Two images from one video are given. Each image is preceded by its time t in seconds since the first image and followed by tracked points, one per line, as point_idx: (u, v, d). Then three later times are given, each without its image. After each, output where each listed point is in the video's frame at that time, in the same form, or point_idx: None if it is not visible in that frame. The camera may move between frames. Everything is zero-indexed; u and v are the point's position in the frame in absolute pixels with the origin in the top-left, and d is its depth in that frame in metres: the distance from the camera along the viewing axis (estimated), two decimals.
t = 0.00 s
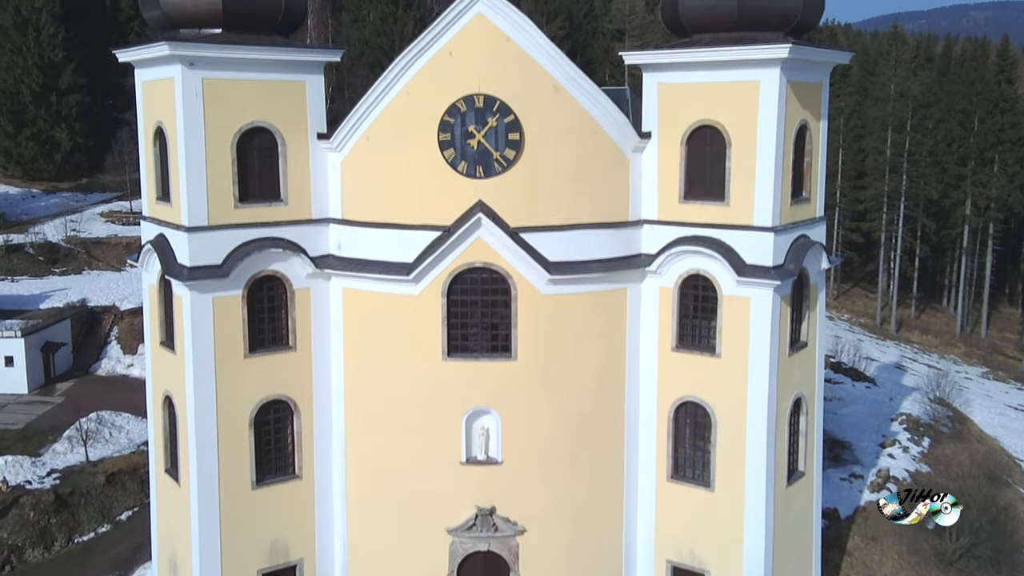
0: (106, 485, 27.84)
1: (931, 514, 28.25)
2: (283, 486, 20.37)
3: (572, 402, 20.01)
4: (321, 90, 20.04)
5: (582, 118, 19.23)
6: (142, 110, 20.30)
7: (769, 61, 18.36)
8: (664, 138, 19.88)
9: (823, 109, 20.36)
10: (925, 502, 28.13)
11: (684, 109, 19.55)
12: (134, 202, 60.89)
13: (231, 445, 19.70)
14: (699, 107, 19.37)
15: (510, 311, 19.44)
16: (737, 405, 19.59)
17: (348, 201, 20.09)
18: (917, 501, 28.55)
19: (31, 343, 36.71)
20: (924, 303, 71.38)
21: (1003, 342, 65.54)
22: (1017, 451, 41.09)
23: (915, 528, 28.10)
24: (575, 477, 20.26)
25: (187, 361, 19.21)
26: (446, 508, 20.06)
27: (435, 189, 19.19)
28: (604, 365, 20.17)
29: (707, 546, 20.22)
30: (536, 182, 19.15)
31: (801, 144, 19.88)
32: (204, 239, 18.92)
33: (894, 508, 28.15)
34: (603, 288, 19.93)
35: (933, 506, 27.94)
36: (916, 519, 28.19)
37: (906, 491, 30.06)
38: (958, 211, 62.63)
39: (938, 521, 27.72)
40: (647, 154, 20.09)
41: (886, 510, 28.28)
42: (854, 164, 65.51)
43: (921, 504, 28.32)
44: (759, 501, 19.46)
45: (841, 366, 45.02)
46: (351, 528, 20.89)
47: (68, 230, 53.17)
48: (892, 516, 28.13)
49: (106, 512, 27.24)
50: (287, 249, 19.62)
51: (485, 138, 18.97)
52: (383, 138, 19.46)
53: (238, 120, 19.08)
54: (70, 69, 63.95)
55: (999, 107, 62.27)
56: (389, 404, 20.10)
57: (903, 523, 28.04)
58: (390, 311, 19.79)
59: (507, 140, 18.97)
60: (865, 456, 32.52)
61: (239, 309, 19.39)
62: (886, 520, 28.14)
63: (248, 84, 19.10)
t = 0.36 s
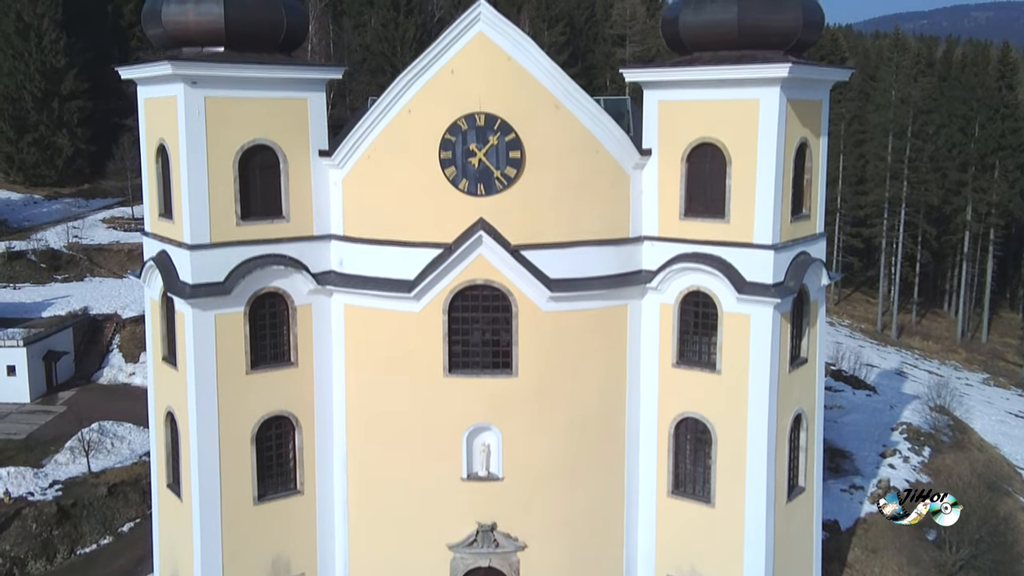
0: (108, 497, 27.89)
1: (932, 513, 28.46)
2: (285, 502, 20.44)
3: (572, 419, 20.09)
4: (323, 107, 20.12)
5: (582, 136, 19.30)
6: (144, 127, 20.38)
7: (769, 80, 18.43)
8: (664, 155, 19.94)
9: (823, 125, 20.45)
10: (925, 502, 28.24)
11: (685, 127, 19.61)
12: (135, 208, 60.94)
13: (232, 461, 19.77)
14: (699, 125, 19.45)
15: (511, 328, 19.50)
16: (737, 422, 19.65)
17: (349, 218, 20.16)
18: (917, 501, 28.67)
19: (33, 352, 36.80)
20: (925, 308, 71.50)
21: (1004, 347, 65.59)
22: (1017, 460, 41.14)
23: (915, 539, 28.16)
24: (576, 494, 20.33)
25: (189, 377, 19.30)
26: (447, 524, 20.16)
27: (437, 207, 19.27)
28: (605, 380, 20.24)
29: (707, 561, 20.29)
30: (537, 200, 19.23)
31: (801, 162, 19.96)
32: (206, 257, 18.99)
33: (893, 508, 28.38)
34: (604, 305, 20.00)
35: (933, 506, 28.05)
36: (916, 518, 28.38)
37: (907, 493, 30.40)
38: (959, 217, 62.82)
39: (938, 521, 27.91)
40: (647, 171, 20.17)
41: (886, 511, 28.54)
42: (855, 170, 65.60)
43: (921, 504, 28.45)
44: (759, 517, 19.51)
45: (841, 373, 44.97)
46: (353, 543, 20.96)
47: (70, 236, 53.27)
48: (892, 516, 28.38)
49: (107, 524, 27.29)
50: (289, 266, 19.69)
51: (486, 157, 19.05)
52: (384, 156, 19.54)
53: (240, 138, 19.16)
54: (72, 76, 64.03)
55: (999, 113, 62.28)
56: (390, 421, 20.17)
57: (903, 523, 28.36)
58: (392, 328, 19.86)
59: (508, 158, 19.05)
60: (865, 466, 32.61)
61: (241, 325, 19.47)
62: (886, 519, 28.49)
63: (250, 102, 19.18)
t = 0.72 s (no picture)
0: (110, 508, 27.95)
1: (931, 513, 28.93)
2: (287, 517, 20.51)
3: (573, 435, 20.15)
4: (324, 124, 20.20)
5: (583, 154, 19.37)
6: (146, 144, 20.47)
7: (769, 99, 18.51)
8: (664, 173, 20.01)
9: (823, 142, 20.52)
10: (926, 502, 28.17)
11: (685, 144, 19.68)
12: (137, 213, 61.01)
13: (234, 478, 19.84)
14: (699, 144, 19.51)
15: (513, 344, 19.57)
16: (737, 438, 19.71)
17: (351, 234, 20.23)
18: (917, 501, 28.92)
19: (35, 361, 36.89)
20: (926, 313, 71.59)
21: (1005, 353, 65.65)
22: (1017, 468, 41.19)
23: (915, 551, 28.22)
24: (578, 510, 20.40)
25: (190, 393, 19.37)
26: (448, 540, 20.25)
27: (437, 225, 19.34)
28: (606, 397, 20.30)
29: None
30: (538, 218, 19.29)
31: (801, 179, 20.03)
32: (208, 275, 19.06)
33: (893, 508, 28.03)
34: (604, 321, 20.06)
35: (934, 506, 28.12)
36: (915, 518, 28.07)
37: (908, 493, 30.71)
38: (960, 223, 62.72)
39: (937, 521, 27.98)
40: (648, 188, 20.23)
41: (887, 510, 28.02)
42: (856, 175, 65.59)
43: (921, 504, 28.44)
44: (760, 533, 19.56)
45: (842, 381, 44.92)
46: (354, 558, 21.02)
47: (72, 243, 53.35)
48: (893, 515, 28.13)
49: (109, 535, 27.30)
50: (291, 283, 19.76)
51: (487, 175, 19.13)
52: (386, 174, 19.61)
53: (242, 156, 19.24)
54: (74, 82, 64.23)
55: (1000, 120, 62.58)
56: (391, 438, 20.25)
57: (903, 522, 28.06)
58: (393, 345, 19.93)
59: (509, 177, 19.13)
60: (866, 477, 32.71)
61: (243, 343, 19.56)
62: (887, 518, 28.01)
63: (252, 120, 19.26)
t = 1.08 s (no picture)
0: (111, 520, 27.99)
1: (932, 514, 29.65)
2: (288, 533, 20.57)
3: (573, 452, 20.20)
4: (326, 142, 20.27)
5: (583, 173, 19.44)
6: (148, 162, 20.54)
7: (769, 119, 18.57)
8: (665, 190, 20.06)
9: (822, 159, 20.57)
10: (926, 502, 28.84)
11: (685, 162, 19.74)
12: (139, 219, 61.07)
13: (235, 495, 19.89)
14: (699, 162, 19.57)
15: (513, 362, 19.62)
16: (737, 455, 19.76)
17: (352, 252, 20.30)
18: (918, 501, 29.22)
19: (37, 371, 36.95)
20: (927, 318, 71.70)
21: (1005, 359, 65.66)
22: (1017, 476, 41.23)
23: (915, 563, 28.28)
24: (578, 527, 20.46)
25: (192, 410, 19.45)
26: (449, 557, 20.30)
27: (438, 243, 19.40)
28: (606, 414, 20.34)
29: None
30: (538, 236, 19.36)
31: (801, 197, 20.08)
32: (209, 293, 19.13)
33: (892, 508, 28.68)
34: (605, 339, 20.12)
35: (933, 507, 28.71)
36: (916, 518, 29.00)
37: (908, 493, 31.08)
38: (960, 229, 62.82)
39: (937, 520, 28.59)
40: (648, 206, 20.30)
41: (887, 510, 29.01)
42: (857, 181, 65.70)
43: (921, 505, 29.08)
44: (759, 550, 19.61)
45: (842, 390, 44.91)
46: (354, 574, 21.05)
47: (74, 250, 53.45)
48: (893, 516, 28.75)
49: (111, 548, 27.26)
50: (292, 301, 19.83)
51: (487, 194, 19.21)
52: (386, 192, 19.68)
53: (243, 175, 19.31)
54: (76, 88, 64.36)
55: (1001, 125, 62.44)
56: (392, 455, 20.31)
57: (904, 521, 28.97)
58: (394, 363, 19.98)
59: (509, 195, 19.20)
60: (865, 487, 32.75)
61: (244, 360, 19.62)
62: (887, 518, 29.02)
63: (253, 138, 19.33)
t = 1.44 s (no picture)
0: (112, 533, 27.89)
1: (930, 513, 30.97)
2: (289, 550, 20.62)
3: (573, 469, 20.23)
4: (327, 161, 20.33)
5: (583, 193, 19.49)
6: (149, 180, 20.59)
7: (769, 138, 18.62)
8: (665, 208, 20.11)
9: (822, 177, 20.60)
10: (926, 502, 30.64)
11: (685, 181, 19.79)
12: (139, 225, 61.08)
13: (236, 512, 19.94)
14: (699, 180, 19.62)
15: (514, 380, 19.67)
16: (737, 473, 19.80)
17: (353, 269, 20.36)
18: (916, 502, 31.03)
19: (38, 382, 37.00)
20: (927, 323, 71.75)
21: (1006, 364, 65.66)
22: (1017, 485, 41.23)
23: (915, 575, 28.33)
24: (579, 545, 20.49)
25: (192, 429, 19.50)
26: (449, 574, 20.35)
27: (439, 262, 19.45)
28: (606, 432, 20.38)
29: None
30: (539, 255, 19.40)
31: (801, 215, 20.12)
32: (211, 312, 19.18)
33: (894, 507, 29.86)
34: (605, 356, 20.16)
35: (934, 507, 30.49)
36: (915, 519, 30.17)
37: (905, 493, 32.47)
38: (961, 235, 62.89)
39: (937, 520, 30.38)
40: (648, 224, 20.34)
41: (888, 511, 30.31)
42: (857, 188, 65.78)
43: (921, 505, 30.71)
44: (760, 567, 19.65)
45: (843, 398, 44.87)
46: None
47: (75, 257, 53.53)
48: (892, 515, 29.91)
49: (112, 561, 26.78)
50: (293, 319, 19.88)
51: (487, 213, 19.25)
52: (386, 211, 19.73)
53: (245, 194, 19.36)
54: (77, 94, 64.53)
55: (1001, 131, 62.31)
56: (392, 472, 20.36)
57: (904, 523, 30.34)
58: (395, 381, 20.02)
59: (510, 215, 19.25)
60: (866, 498, 32.79)
61: (245, 378, 19.67)
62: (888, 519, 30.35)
63: (254, 157, 19.38)
